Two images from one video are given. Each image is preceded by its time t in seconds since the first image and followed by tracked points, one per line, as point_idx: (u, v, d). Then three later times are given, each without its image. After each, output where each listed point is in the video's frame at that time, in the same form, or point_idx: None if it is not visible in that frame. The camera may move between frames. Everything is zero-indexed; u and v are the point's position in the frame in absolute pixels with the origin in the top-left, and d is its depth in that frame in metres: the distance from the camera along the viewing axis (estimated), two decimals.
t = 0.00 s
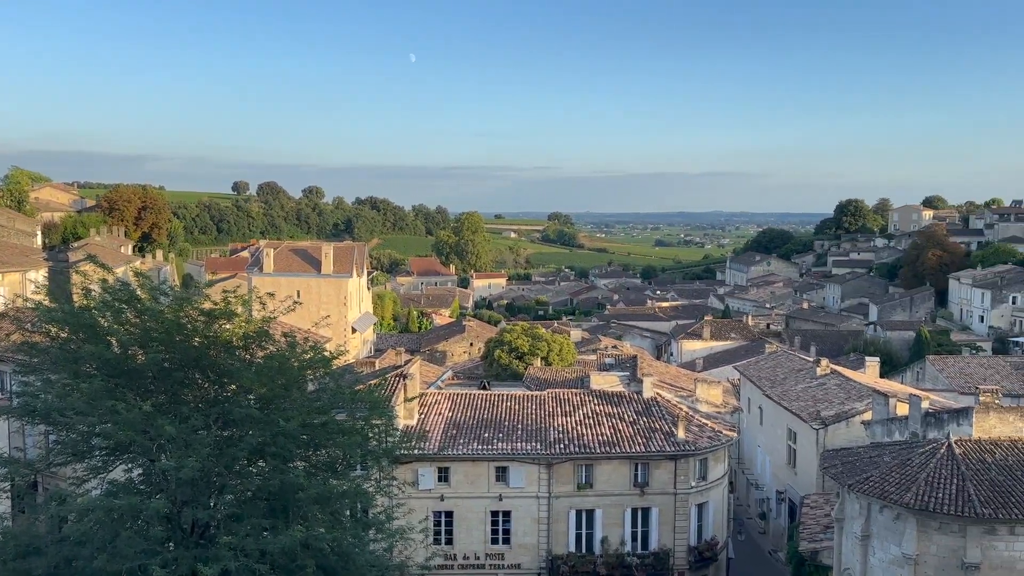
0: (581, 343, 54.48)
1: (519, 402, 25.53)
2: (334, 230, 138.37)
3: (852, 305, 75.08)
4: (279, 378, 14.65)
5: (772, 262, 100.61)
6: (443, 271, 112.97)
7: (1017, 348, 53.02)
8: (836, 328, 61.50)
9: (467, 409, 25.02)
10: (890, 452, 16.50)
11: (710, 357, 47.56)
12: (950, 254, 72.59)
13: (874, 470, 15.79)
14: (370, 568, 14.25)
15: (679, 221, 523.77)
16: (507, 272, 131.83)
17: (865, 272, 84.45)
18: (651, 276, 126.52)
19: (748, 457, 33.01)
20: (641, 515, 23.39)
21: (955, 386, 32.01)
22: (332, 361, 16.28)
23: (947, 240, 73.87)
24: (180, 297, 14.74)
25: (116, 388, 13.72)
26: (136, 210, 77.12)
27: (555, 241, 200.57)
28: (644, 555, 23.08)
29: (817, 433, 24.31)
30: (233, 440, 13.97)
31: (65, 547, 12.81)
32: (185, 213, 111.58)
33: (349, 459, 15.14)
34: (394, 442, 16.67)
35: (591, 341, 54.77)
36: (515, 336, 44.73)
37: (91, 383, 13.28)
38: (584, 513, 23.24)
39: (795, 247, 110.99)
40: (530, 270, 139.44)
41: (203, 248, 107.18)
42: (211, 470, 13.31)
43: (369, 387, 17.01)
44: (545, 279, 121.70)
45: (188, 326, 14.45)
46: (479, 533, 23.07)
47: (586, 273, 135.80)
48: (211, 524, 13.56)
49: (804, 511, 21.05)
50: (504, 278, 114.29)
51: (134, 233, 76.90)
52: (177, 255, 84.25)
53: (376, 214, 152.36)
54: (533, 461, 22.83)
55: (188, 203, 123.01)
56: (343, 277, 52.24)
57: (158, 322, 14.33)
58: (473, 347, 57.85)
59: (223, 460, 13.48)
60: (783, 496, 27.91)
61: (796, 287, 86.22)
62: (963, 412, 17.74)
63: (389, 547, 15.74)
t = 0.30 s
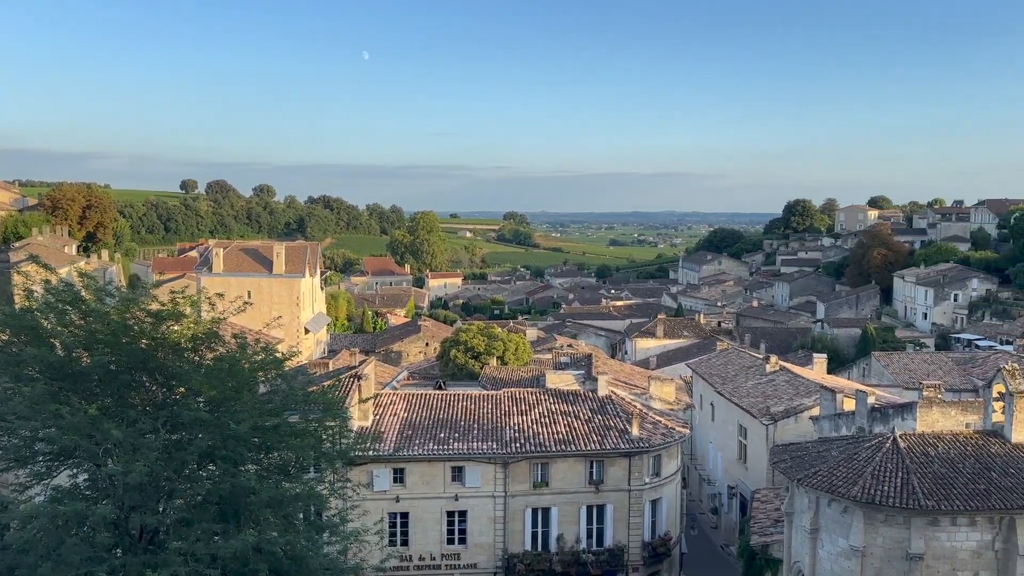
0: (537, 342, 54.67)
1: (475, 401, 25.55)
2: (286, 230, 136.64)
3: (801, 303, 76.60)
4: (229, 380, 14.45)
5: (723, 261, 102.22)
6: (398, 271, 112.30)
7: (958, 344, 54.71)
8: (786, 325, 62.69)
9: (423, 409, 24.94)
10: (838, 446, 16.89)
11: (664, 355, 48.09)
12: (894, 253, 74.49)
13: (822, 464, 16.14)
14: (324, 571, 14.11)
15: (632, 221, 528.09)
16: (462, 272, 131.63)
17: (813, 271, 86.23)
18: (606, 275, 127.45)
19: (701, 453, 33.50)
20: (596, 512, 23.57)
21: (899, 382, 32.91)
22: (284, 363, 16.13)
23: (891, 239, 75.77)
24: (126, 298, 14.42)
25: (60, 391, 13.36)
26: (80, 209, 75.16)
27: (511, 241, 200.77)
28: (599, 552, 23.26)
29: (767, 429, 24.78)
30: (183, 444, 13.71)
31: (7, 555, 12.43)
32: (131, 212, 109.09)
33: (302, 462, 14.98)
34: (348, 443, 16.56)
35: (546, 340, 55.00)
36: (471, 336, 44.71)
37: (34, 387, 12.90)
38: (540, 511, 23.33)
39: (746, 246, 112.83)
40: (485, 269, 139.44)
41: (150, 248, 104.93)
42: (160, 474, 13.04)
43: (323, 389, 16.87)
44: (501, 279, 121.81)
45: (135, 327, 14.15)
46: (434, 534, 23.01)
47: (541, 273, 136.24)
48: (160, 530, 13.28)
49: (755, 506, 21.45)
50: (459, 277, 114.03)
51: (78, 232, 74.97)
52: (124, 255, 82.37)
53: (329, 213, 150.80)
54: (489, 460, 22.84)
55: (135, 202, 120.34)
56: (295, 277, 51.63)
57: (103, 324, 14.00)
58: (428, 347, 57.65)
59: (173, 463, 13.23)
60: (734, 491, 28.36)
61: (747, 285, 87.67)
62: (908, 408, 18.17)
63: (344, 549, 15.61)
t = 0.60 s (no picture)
0: (493, 341, 54.65)
1: (432, 401, 25.46)
2: (237, 229, 134.39)
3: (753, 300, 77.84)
4: (179, 383, 14.19)
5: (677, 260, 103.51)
6: (353, 271, 111.23)
7: (904, 340, 56.21)
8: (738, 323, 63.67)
9: (379, 410, 24.78)
10: (788, 441, 17.23)
11: (619, 353, 48.46)
12: (842, 252, 76.13)
13: (773, 459, 16.44)
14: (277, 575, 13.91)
15: (588, 220, 530.83)
16: (418, 271, 130.96)
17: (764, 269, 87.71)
18: (562, 274, 127.93)
19: (655, 449, 33.86)
20: (553, 510, 23.68)
21: (847, 377, 33.71)
22: (236, 365, 15.92)
23: (839, 238, 77.39)
24: (71, 300, 14.07)
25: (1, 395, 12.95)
26: (22, 207, 72.94)
27: (467, 239, 200.29)
28: (555, 549, 23.38)
29: (720, 425, 25.14)
30: (131, 448, 13.41)
31: None
32: (76, 211, 106.36)
33: (254, 465, 14.78)
34: (302, 445, 16.39)
35: (503, 339, 55.04)
36: (428, 335, 44.50)
37: None
38: (497, 510, 23.35)
39: (699, 246, 114.27)
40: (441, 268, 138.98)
41: (96, 248, 102.33)
42: (107, 479, 12.75)
43: (276, 391, 16.69)
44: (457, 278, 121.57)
45: (80, 330, 13.81)
46: (390, 535, 22.87)
47: (497, 272, 136.22)
48: (107, 536, 12.98)
49: (709, 501, 21.78)
50: (415, 277, 113.38)
51: (20, 232, 72.77)
52: (68, 255, 80.21)
53: (282, 212, 148.79)
54: (445, 460, 22.79)
55: (80, 200, 117.19)
56: (247, 277, 50.85)
57: (47, 325, 13.63)
58: (384, 347, 57.21)
59: (120, 468, 12.94)
60: (688, 487, 28.73)
61: (701, 283, 88.79)
62: (856, 402, 18.71)
63: (298, 552, 15.42)
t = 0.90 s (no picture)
0: (453, 341, 54.57)
1: (391, 402, 25.34)
2: (190, 228, 132.04)
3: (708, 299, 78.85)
4: (130, 386, 13.92)
5: (634, 259, 104.43)
6: (310, 271, 110.05)
7: (855, 336, 57.46)
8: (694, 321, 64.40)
9: (337, 411, 24.58)
10: (743, 437, 17.50)
11: (577, 352, 48.71)
12: (794, 251, 77.52)
13: (728, 455, 16.68)
14: None
15: (547, 220, 532.41)
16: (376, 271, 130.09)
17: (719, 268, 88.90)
18: (521, 273, 128.15)
19: (614, 447, 34.16)
20: (513, 509, 23.74)
21: (800, 373, 34.41)
22: (189, 368, 15.72)
23: (791, 238, 78.78)
24: (17, 302, 13.76)
25: None
26: None
27: (426, 239, 199.43)
28: (515, 548, 23.44)
29: (677, 422, 25.45)
30: (80, 452, 13.11)
31: None
32: (22, 210, 103.56)
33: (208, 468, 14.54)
34: (258, 448, 16.19)
35: (462, 338, 54.98)
36: (387, 335, 44.25)
37: None
38: (457, 510, 23.32)
39: (656, 245, 115.43)
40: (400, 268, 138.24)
41: (43, 249, 99.76)
42: (56, 484, 12.43)
43: (231, 394, 16.48)
44: (415, 277, 121.01)
45: (27, 332, 13.49)
46: (349, 537, 22.69)
47: (457, 271, 136.01)
48: (56, 544, 12.64)
49: (666, 497, 22.03)
50: (374, 276, 112.59)
51: None
52: (14, 255, 78.07)
53: (237, 211, 146.59)
54: (404, 461, 22.67)
55: (26, 198, 114.10)
56: (200, 278, 49.99)
57: None
58: (342, 347, 56.74)
59: (70, 473, 12.63)
60: (646, 483, 29.02)
61: (658, 282, 89.69)
62: (809, 399, 18.95)
63: (254, 557, 15.21)
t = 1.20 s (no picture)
0: (416, 342, 54.35)
1: (353, 403, 25.15)
2: (147, 228, 129.61)
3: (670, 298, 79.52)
4: (85, 389, 13.65)
5: (597, 258, 104.98)
6: (270, 271, 108.76)
7: (812, 334, 58.25)
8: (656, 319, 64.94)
9: (298, 413, 24.34)
10: (704, 435, 17.69)
11: (540, 352, 48.78)
12: (754, 251, 78.57)
13: (690, 452, 16.86)
14: None
15: (510, 220, 532.93)
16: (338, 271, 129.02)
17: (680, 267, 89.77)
18: (484, 273, 128.09)
19: (577, 446, 34.31)
20: (476, 509, 23.71)
21: (760, 371, 34.90)
22: (146, 370, 15.47)
23: (751, 237, 79.84)
24: None
25: None
26: None
27: (388, 239, 198.27)
28: (479, 548, 23.41)
29: (639, 419, 25.63)
30: (33, 458, 12.81)
31: None
32: None
33: (166, 472, 14.30)
34: (217, 451, 15.96)
35: (424, 339, 54.78)
36: (349, 335, 43.93)
37: None
38: (420, 511, 23.22)
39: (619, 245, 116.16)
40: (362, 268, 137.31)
41: None
42: (7, 490, 12.12)
43: (189, 396, 16.24)
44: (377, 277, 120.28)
45: None
46: (311, 540, 22.48)
47: (420, 271, 135.48)
48: (9, 551, 12.32)
49: (629, 495, 22.18)
50: (336, 277, 111.67)
51: None
52: None
53: (195, 211, 144.29)
54: (367, 462, 22.51)
55: None
56: (157, 278, 49.12)
57: None
58: (303, 348, 56.19)
59: (22, 479, 12.33)
60: (609, 481, 29.19)
61: (620, 281, 90.30)
62: (767, 395, 19.10)
63: (213, 562, 14.98)
